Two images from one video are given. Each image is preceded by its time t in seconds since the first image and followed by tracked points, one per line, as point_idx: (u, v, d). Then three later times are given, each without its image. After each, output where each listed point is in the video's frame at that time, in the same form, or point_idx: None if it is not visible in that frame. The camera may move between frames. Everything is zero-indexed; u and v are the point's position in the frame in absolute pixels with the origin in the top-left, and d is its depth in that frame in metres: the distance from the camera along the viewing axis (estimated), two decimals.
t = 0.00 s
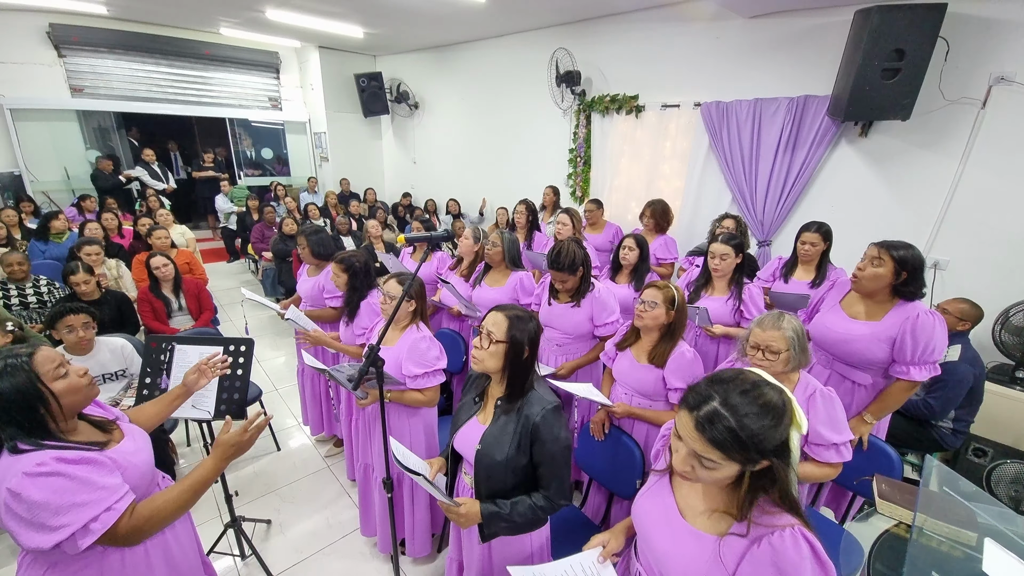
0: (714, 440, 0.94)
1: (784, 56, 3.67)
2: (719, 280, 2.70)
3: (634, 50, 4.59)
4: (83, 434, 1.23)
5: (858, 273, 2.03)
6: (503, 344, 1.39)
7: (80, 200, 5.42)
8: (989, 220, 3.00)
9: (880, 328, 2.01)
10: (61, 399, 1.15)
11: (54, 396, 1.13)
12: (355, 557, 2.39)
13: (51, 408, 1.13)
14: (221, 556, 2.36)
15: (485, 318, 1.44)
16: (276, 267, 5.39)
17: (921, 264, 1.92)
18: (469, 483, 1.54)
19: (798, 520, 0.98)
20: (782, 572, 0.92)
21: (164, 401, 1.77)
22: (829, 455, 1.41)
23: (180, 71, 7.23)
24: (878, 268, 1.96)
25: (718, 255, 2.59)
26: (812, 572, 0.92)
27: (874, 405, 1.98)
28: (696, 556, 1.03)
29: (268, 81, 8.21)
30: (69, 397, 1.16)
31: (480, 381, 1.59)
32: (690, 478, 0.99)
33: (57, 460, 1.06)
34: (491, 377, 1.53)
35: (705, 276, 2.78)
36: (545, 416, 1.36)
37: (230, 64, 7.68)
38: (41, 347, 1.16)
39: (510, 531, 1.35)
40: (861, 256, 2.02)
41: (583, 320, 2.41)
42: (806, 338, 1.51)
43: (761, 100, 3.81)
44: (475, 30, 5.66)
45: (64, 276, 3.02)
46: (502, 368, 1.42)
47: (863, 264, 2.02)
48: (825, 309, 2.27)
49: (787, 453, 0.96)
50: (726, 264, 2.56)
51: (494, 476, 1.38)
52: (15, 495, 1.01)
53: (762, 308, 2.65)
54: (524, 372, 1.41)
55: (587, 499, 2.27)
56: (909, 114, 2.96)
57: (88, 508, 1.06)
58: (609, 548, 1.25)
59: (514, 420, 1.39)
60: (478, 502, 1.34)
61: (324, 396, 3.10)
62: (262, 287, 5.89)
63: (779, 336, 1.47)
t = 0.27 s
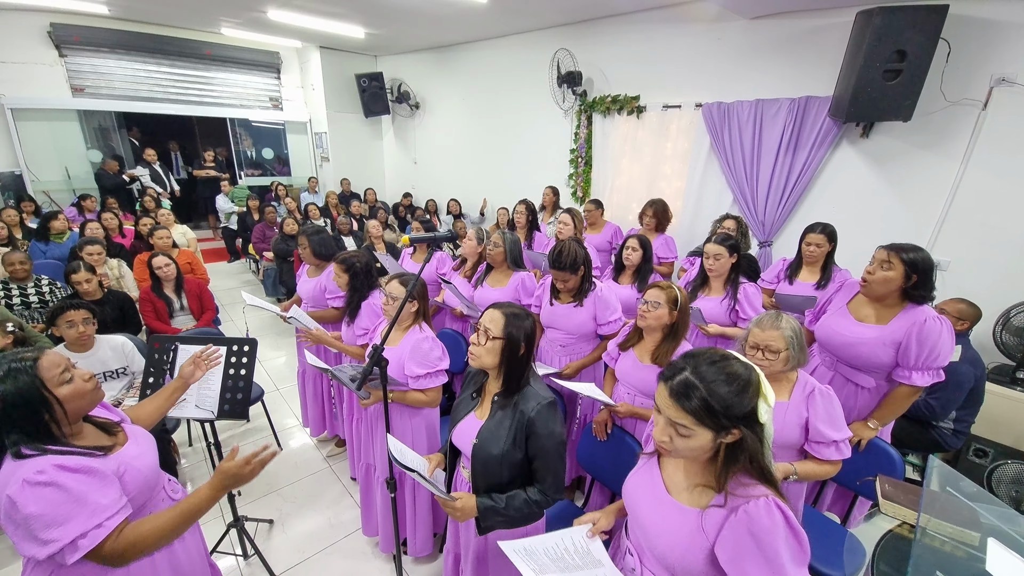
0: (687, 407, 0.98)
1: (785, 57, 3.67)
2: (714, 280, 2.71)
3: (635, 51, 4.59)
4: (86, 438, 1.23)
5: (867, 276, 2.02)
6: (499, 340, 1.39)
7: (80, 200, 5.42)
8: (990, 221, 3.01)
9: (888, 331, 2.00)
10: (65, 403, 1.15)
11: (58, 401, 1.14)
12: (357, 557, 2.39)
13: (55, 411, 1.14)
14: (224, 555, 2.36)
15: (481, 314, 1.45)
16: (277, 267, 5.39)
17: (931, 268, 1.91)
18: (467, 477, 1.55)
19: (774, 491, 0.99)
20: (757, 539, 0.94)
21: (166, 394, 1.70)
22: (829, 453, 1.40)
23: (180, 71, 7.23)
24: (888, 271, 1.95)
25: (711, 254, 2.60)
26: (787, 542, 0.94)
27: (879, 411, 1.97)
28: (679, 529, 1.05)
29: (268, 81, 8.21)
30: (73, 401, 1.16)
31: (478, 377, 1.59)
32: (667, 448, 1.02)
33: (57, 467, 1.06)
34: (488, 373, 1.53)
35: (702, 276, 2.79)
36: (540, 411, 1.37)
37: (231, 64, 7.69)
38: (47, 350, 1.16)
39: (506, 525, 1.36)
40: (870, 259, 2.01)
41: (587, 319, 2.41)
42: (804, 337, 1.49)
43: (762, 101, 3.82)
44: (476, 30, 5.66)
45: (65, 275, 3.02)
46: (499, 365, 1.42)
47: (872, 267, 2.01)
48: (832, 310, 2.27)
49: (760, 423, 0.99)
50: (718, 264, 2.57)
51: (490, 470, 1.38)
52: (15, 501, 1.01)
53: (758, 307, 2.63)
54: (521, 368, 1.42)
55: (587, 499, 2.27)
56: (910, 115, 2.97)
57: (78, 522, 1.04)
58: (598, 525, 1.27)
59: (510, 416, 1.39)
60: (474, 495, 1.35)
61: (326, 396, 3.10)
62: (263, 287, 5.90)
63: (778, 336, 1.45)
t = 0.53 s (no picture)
0: (682, 378, 1.01)
1: (786, 57, 3.67)
2: (713, 279, 2.71)
3: (636, 50, 4.60)
4: (92, 443, 1.22)
5: (873, 278, 2.02)
6: (498, 339, 1.39)
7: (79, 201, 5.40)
8: (991, 221, 3.01)
9: (892, 334, 2.00)
10: (71, 410, 1.15)
11: (64, 408, 1.13)
12: (359, 558, 2.39)
13: (59, 420, 1.13)
14: (226, 556, 2.36)
15: (480, 313, 1.45)
16: (277, 268, 5.39)
17: (938, 271, 1.90)
18: (467, 475, 1.55)
19: (756, 471, 1.00)
20: (737, 515, 0.94)
21: (155, 398, 1.69)
22: (832, 452, 1.39)
23: (180, 71, 7.22)
24: (893, 274, 1.95)
25: (709, 251, 2.59)
26: (767, 520, 0.95)
27: (881, 412, 1.99)
28: (665, 505, 1.06)
29: (268, 81, 8.20)
30: (79, 409, 1.16)
31: (477, 376, 1.59)
32: (657, 420, 1.05)
33: (55, 476, 1.06)
34: (488, 372, 1.52)
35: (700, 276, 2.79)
36: (539, 409, 1.36)
37: (230, 64, 7.68)
38: (54, 357, 1.15)
39: (505, 523, 1.36)
40: (877, 262, 2.01)
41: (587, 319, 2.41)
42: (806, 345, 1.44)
43: (763, 101, 3.82)
44: (476, 30, 5.66)
45: (65, 276, 3.02)
46: (498, 364, 1.41)
47: (878, 270, 2.00)
48: (836, 311, 2.26)
49: (748, 401, 1.02)
50: (716, 262, 2.57)
51: (489, 469, 1.38)
52: (15, 508, 1.02)
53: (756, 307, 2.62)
54: (520, 366, 1.41)
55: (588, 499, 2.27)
56: (911, 115, 2.97)
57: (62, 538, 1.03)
58: (592, 500, 1.28)
59: (510, 414, 1.39)
60: (474, 493, 1.36)
61: (327, 397, 3.09)
62: (263, 288, 5.89)
63: (791, 333, 1.42)
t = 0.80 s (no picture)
0: (663, 377, 1.02)
1: (787, 58, 3.68)
2: (716, 280, 2.71)
3: (637, 51, 4.59)
4: (93, 450, 1.22)
5: (868, 278, 2.01)
6: (503, 341, 1.38)
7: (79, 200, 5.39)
8: (992, 222, 3.01)
9: (890, 334, 2.01)
10: (76, 418, 1.15)
11: (69, 416, 1.13)
12: (361, 559, 2.38)
13: (64, 427, 1.13)
14: (228, 557, 2.35)
15: (483, 316, 1.44)
16: (278, 268, 5.38)
17: (933, 269, 1.92)
18: (472, 479, 1.54)
19: (749, 462, 1.01)
20: (731, 504, 0.94)
21: (166, 409, 1.71)
22: (838, 453, 1.39)
23: (180, 71, 7.21)
24: (889, 273, 1.95)
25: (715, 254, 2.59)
26: (760, 508, 0.95)
27: (884, 413, 1.98)
28: (661, 498, 1.06)
29: (269, 81, 8.20)
30: (83, 417, 1.16)
31: (481, 379, 1.59)
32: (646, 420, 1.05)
33: (69, 481, 1.05)
34: (492, 375, 1.52)
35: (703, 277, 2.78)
36: (545, 411, 1.37)
37: (230, 64, 7.68)
38: (63, 364, 1.15)
39: (511, 525, 1.36)
40: (871, 261, 2.00)
41: (585, 320, 2.41)
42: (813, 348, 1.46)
43: (764, 102, 3.82)
44: (477, 31, 5.66)
45: (65, 276, 3.01)
46: (503, 367, 1.41)
47: (873, 269, 2.00)
48: (833, 311, 2.26)
49: (732, 392, 1.03)
50: (723, 264, 2.57)
51: (495, 470, 1.39)
52: (27, 518, 1.00)
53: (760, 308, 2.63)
54: (525, 369, 1.41)
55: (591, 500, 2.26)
56: (912, 116, 2.97)
57: (109, 526, 1.06)
58: (588, 496, 1.29)
59: (516, 416, 1.39)
60: (480, 493, 1.37)
61: (328, 398, 3.08)
62: (263, 288, 5.88)
63: (801, 336, 1.40)
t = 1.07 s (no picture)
0: (662, 379, 1.00)
1: (789, 57, 3.67)
2: (725, 283, 2.70)
3: (639, 50, 4.58)
4: (99, 451, 1.21)
5: (852, 278, 2.03)
6: (516, 347, 1.38)
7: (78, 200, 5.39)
8: (995, 222, 3.01)
9: (879, 329, 2.01)
10: (83, 418, 1.15)
11: (76, 416, 1.13)
12: (363, 559, 2.38)
13: (72, 427, 1.13)
14: (230, 558, 2.35)
15: (494, 322, 1.43)
16: (279, 268, 5.38)
17: (913, 262, 1.94)
18: (483, 488, 1.54)
19: (749, 454, 1.01)
20: (734, 497, 0.94)
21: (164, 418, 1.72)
22: (849, 459, 1.39)
23: (181, 71, 7.20)
24: (870, 271, 1.96)
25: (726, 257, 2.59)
26: (761, 499, 0.95)
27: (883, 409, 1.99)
28: (664, 495, 1.06)
29: (269, 81, 8.19)
30: (91, 417, 1.16)
31: (491, 386, 1.58)
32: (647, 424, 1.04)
33: (93, 472, 1.08)
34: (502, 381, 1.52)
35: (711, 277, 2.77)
36: (559, 417, 1.37)
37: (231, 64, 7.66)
38: (69, 364, 1.15)
39: (525, 533, 1.38)
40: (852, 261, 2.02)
41: (585, 320, 2.40)
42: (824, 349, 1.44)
43: (766, 101, 3.82)
44: (478, 30, 5.65)
45: (66, 276, 3.00)
46: (516, 373, 1.41)
47: (854, 269, 2.01)
48: (822, 310, 2.26)
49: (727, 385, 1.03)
50: (733, 267, 2.55)
51: (509, 478, 1.39)
52: (50, 512, 1.01)
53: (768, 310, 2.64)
54: (537, 374, 1.41)
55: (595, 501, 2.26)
56: (916, 116, 2.96)
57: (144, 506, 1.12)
58: (591, 500, 1.28)
59: (529, 423, 1.39)
60: (494, 500, 1.38)
61: (327, 399, 3.04)
62: (264, 288, 5.88)
63: (812, 340, 1.38)
